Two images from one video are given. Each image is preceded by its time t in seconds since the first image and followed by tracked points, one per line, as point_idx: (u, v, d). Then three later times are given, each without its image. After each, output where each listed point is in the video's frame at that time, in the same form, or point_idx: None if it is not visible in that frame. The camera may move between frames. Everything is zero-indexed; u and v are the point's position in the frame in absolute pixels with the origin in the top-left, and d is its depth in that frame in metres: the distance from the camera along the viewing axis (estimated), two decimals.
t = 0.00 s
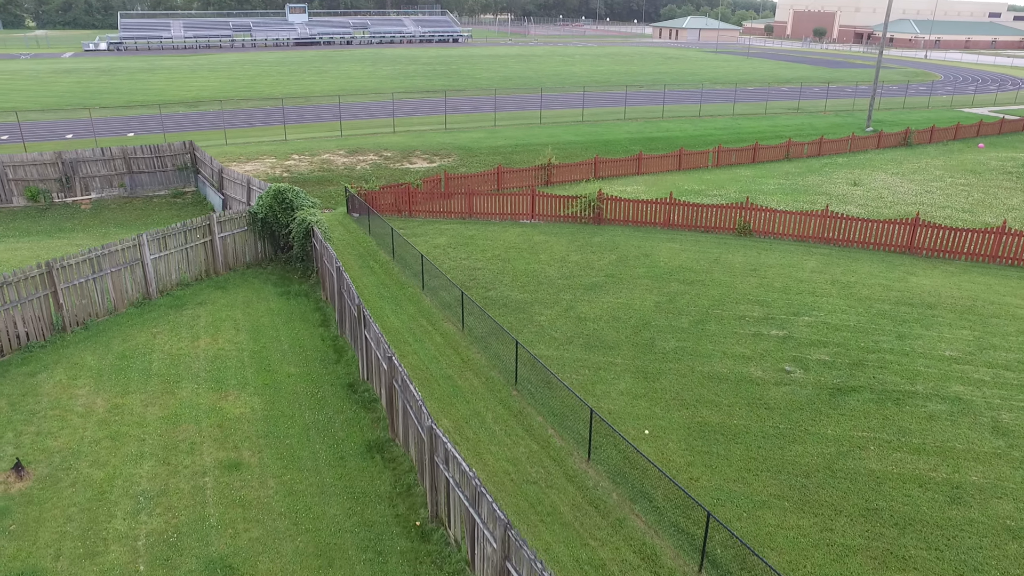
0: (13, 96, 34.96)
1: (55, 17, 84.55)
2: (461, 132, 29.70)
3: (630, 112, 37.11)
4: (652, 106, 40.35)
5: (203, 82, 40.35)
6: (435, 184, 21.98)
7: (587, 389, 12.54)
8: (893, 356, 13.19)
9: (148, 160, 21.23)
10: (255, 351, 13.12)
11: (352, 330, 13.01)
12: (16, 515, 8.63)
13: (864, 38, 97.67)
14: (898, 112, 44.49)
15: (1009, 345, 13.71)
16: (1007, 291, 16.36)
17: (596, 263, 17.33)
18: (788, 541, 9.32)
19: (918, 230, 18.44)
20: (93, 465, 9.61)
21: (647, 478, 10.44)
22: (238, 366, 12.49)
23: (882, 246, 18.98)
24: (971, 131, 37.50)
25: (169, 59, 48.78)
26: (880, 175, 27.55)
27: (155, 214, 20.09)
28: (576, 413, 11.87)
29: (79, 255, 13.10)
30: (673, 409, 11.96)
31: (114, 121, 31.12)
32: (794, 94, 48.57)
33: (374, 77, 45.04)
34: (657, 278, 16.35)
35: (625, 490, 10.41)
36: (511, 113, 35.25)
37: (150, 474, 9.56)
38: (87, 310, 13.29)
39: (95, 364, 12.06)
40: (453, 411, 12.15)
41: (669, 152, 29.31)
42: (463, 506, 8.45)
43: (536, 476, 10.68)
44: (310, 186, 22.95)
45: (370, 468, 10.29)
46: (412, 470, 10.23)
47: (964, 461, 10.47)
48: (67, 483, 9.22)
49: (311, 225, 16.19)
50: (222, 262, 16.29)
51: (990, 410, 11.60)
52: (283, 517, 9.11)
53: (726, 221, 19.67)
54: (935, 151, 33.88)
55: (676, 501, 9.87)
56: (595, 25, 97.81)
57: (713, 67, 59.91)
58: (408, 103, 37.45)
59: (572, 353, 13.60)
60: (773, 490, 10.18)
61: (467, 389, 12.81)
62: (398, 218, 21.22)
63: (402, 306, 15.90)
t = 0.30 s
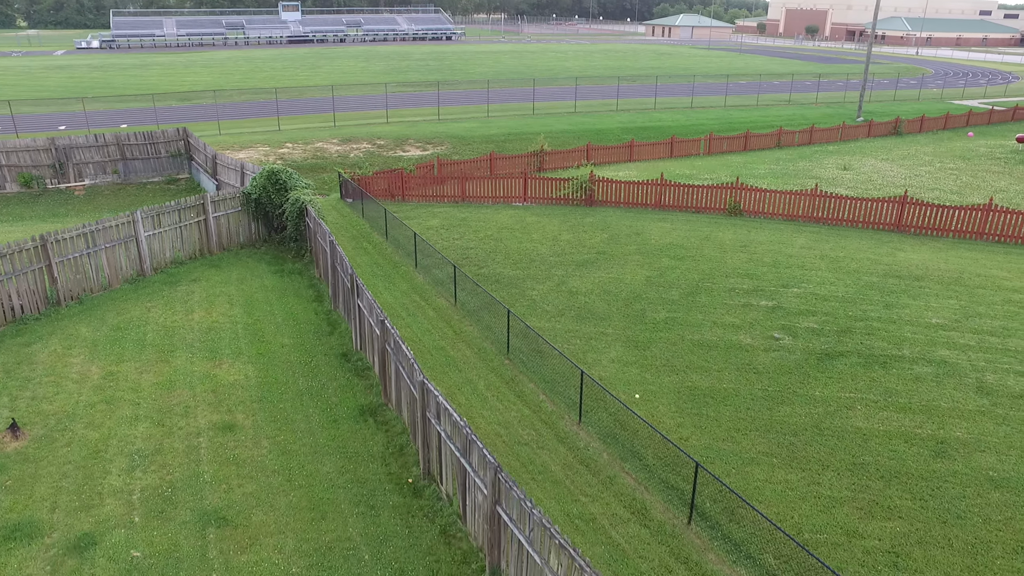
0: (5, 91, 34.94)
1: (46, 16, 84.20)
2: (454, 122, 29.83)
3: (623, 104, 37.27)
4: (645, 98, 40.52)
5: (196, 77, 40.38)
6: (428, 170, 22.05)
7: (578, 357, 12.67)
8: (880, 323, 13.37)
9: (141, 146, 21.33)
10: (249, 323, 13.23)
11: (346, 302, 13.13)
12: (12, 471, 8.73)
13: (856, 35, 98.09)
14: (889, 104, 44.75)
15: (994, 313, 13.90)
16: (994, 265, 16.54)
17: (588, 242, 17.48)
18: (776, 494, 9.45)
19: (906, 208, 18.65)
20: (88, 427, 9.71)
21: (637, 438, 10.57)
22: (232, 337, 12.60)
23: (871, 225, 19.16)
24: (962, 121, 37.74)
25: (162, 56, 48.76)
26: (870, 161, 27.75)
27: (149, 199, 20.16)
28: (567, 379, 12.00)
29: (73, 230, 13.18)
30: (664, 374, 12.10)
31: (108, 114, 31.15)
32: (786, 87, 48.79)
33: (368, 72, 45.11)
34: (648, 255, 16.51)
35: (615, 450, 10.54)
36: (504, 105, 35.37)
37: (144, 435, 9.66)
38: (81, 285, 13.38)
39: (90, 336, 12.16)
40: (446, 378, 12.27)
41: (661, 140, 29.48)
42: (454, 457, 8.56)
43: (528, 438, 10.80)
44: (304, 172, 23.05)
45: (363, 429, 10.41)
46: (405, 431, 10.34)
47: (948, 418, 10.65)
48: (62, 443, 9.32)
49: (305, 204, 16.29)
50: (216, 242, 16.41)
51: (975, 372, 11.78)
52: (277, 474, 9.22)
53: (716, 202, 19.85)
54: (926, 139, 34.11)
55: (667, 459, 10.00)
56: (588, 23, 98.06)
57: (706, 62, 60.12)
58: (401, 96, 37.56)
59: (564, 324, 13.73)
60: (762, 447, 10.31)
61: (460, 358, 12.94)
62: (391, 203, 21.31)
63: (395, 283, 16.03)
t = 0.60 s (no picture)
0: None
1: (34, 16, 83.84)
2: (444, 112, 29.99)
3: (612, 95, 37.50)
4: (634, 90, 40.77)
5: (186, 72, 40.40)
6: (418, 155, 22.17)
7: (566, 325, 12.85)
8: (863, 290, 13.61)
9: (132, 133, 21.42)
10: (240, 296, 13.37)
11: (336, 273, 13.27)
12: (5, 428, 8.85)
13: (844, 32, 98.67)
14: (876, 95, 45.14)
15: (974, 281, 14.16)
16: (975, 238, 16.82)
17: (576, 220, 17.67)
18: (759, 446, 9.64)
19: (889, 184, 19.00)
20: (81, 388, 9.84)
21: (623, 398, 10.76)
22: (223, 309, 12.72)
23: (856, 203, 19.41)
24: (947, 110, 38.09)
25: (151, 52, 48.69)
26: (856, 146, 28.05)
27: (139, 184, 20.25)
28: (555, 345, 12.19)
29: (64, 205, 13.27)
30: (650, 339, 12.29)
31: (98, 107, 31.18)
32: (775, 80, 49.11)
33: (358, 66, 45.18)
34: (635, 231, 16.71)
35: (601, 409, 10.72)
36: (494, 96, 35.54)
37: (136, 396, 9.79)
38: (72, 261, 13.48)
39: (81, 307, 12.27)
40: (435, 345, 12.44)
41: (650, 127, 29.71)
42: (442, 408, 8.71)
43: (516, 399, 10.97)
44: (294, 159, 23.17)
45: (353, 391, 10.56)
46: (394, 392, 10.50)
47: (926, 375, 10.87)
48: (55, 403, 9.44)
49: (296, 183, 16.35)
50: (207, 222, 16.53)
51: (953, 333, 12.02)
52: (268, 431, 9.36)
53: (703, 181, 20.17)
54: (912, 127, 34.45)
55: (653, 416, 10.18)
56: (579, 21, 98.27)
57: (695, 56, 60.39)
58: (392, 89, 37.69)
59: (552, 295, 13.92)
60: (746, 404, 10.51)
61: (449, 328, 13.11)
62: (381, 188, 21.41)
63: (386, 261, 16.19)
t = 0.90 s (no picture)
0: None
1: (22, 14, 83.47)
2: (434, 101, 30.18)
3: (601, 86, 37.75)
4: (623, 81, 41.04)
5: (176, 66, 40.43)
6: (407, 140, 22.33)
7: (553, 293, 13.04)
8: (844, 258, 13.87)
9: (122, 119, 21.53)
10: (231, 269, 13.51)
11: (327, 245, 13.42)
12: None
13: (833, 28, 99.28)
14: (862, 86, 45.54)
15: (954, 249, 14.43)
16: (956, 212, 17.10)
17: (564, 199, 17.88)
18: (741, 399, 9.84)
19: (873, 162, 19.30)
20: (73, 350, 9.97)
21: (609, 359, 10.96)
22: (214, 280, 12.87)
23: (840, 181, 19.76)
24: (933, 99, 38.47)
25: (140, 48, 48.64)
26: (841, 132, 28.37)
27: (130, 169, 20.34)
28: (542, 311, 12.38)
29: (55, 180, 13.37)
30: (636, 305, 12.49)
31: (88, 98, 31.21)
32: (763, 73, 49.47)
33: (348, 60, 45.27)
34: (622, 208, 16.94)
35: (587, 369, 10.91)
36: (484, 87, 35.74)
37: (128, 356, 9.93)
38: (63, 235, 13.59)
39: (73, 278, 12.39)
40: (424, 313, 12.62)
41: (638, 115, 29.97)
42: (430, 361, 8.88)
43: (504, 360, 11.15)
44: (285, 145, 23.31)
45: (342, 354, 10.72)
46: (384, 354, 10.66)
47: (905, 333, 11.11)
48: (48, 363, 9.57)
49: (287, 162, 16.31)
50: (198, 201, 16.65)
51: (932, 296, 12.28)
52: (259, 388, 9.51)
53: (689, 161, 20.57)
54: (898, 115, 34.82)
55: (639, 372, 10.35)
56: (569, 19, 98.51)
57: (685, 51, 60.71)
58: (382, 81, 37.84)
59: (540, 266, 14.12)
60: (729, 361, 10.70)
61: (438, 298, 13.28)
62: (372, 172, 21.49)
63: (376, 238, 16.35)
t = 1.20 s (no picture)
0: None
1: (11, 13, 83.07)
2: (425, 91, 30.35)
3: (592, 78, 37.99)
4: (614, 74, 41.29)
5: (167, 62, 40.47)
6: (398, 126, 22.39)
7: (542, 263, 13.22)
8: (828, 228, 14.10)
9: (114, 106, 21.66)
10: (223, 243, 13.67)
11: (319, 219, 13.57)
12: None
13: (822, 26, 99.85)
14: (851, 79, 45.87)
15: (936, 220, 14.68)
16: (939, 188, 17.36)
17: (554, 179, 18.09)
18: (725, 355, 10.05)
19: (858, 142, 19.64)
20: (68, 314, 10.12)
21: (596, 322, 11.15)
22: (207, 252, 13.03)
23: (826, 160, 20.15)
24: (920, 90, 38.84)
25: (130, 45, 48.60)
26: (829, 119, 28.68)
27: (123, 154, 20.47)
28: (532, 280, 12.58)
29: (48, 156, 13.53)
30: (623, 273, 12.70)
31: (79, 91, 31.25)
32: (753, 66, 49.78)
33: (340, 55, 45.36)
34: (611, 186, 17.17)
35: (575, 331, 11.09)
36: (475, 79, 35.94)
37: (122, 319, 10.09)
38: (56, 211, 13.74)
39: (66, 250, 12.53)
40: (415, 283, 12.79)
41: (628, 103, 30.22)
42: (419, 316, 9.07)
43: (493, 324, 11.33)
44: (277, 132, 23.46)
45: (334, 318, 10.89)
46: (374, 317, 10.82)
47: (885, 295, 11.33)
48: (43, 325, 9.72)
49: (279, 142, 16.43)
50: (191, 181, 16.81)
51: (913, 261, 12.51)
52: (251, 347, 9.67)
53: (678, 143, 20.99)
54: (885, 104, 35.15)
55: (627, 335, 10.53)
56: (560, 17, 98.77)
57: (675, 46, 61.01)
58: (374, 74, 38.00)
59: (529, 239, 14.31)
60: (715, 322, 10.91)
61: (429, 269, 13.46)
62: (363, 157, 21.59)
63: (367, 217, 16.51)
